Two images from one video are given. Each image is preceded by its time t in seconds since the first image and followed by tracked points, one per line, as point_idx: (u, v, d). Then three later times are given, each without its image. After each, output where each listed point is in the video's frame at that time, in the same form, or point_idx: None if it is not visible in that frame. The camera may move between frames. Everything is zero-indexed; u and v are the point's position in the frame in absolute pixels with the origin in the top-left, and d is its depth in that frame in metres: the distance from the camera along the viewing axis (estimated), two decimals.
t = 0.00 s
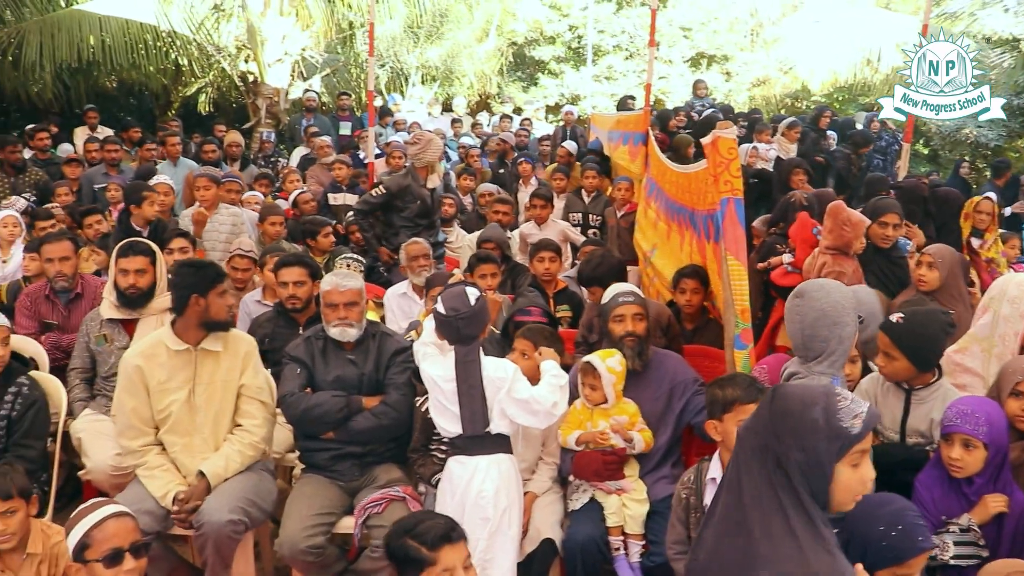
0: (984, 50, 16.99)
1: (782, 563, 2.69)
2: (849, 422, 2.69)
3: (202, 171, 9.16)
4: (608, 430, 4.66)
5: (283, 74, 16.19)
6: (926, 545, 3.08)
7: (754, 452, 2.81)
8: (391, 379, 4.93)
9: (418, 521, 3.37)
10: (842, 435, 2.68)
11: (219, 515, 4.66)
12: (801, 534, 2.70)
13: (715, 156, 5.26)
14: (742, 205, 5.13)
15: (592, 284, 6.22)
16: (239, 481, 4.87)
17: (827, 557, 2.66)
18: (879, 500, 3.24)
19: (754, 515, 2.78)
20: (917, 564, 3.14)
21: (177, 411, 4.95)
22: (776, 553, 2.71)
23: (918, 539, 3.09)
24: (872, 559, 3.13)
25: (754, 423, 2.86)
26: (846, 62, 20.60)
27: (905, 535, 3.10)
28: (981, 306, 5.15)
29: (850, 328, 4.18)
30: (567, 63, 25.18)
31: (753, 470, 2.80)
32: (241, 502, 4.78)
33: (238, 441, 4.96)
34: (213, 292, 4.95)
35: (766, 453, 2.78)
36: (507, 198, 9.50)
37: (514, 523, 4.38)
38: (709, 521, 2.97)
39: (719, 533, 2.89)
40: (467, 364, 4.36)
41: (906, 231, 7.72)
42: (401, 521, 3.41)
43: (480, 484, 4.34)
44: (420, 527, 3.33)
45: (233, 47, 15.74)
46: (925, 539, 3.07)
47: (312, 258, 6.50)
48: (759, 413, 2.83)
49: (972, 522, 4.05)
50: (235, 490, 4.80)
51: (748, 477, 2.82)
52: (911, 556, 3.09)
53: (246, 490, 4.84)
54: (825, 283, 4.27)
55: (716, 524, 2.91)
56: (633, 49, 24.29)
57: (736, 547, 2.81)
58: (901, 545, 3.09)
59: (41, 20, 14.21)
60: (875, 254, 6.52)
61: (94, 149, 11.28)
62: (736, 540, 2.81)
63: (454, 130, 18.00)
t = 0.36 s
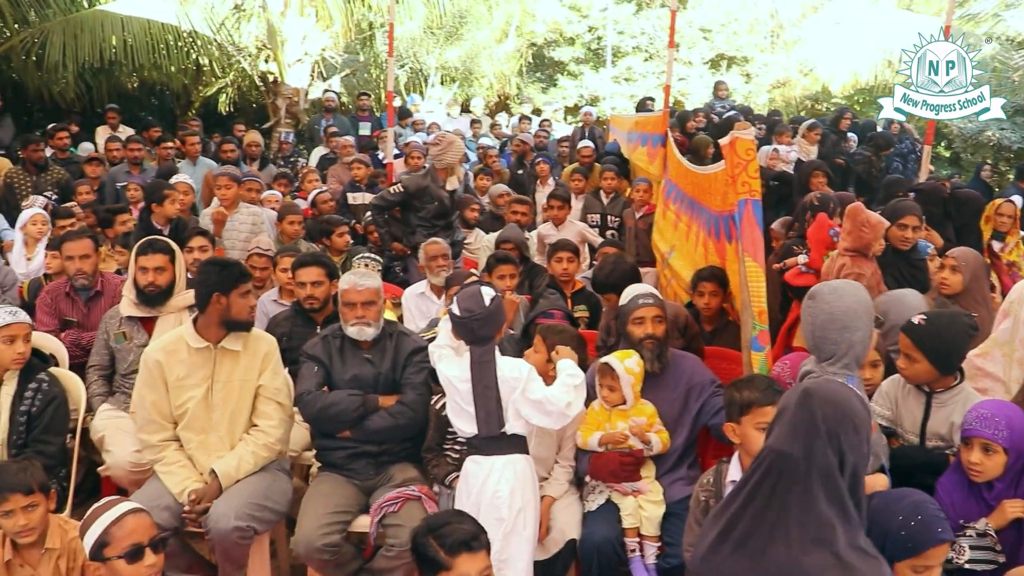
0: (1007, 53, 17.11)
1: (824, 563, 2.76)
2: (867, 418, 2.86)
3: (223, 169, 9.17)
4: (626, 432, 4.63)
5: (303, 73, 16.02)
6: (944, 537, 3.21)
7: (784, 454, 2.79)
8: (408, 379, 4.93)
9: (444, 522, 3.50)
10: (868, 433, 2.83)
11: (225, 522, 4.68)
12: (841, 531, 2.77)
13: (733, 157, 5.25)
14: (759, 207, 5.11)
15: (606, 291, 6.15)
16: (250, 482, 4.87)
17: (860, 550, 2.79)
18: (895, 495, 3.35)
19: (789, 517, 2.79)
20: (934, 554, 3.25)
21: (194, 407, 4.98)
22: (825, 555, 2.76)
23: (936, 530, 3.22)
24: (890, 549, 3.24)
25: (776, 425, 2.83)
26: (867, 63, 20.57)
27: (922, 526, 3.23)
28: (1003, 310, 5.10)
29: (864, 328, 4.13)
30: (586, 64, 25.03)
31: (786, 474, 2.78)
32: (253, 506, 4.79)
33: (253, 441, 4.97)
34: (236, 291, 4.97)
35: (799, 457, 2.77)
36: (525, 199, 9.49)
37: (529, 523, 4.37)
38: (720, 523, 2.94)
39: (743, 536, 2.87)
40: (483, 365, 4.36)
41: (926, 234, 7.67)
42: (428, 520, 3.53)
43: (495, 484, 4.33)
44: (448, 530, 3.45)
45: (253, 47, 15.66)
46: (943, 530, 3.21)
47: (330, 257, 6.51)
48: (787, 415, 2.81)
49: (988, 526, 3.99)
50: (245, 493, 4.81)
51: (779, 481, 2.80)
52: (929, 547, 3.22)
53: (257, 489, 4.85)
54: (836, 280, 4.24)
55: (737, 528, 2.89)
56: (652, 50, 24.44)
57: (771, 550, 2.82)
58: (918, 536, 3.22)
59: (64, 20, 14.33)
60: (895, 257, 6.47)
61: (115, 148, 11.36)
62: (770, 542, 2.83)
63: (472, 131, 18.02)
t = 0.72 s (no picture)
0: None
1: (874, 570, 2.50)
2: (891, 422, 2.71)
3: (245, 171, 9.17)
4: (650, 433, 4.62)
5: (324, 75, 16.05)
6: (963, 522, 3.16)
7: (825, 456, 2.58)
8: (429, 379, 4.93)
9: (467, 523, 3.51)
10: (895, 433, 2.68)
11: (243, 524, 4.68)
12: (889, 532, 2.54)
13: (756, 156, 5.21)
14: (782, 206, 5.05)
15: (627, 293, 6.07)
16: (269, 483, 4.88)
17: (903, 559, 2.55)
18: (912, 489, 3.35)
19: (834, 523, 2.53)
20: (959, 543, 3.20)
21: (214, 406, 5.00)
22: (875, 557, 2.50)
23: (957, 516, 3.19)
24: (913, 538, 3.18)
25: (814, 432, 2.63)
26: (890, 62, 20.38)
27: (941, 514, 3.19)
28: None
29: (861, 325, 4.14)
30: (606, 65, 25.00)
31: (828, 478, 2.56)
32: (272, 507, 4.80)
33: (273, 441, 4.98)
34: (255, 291, 4.98)
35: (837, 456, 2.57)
36: (545, 199, 9.48)
37: (551, 523, 4.36)
38: (748, 538, 2.63)
39: (781, 546, 2.57)
40: (503, 364, 4.34)
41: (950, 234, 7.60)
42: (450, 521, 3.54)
43: (515, 483, 4.32)
44: (472, 530, 3.47)
45: (275, 49, 15.68)
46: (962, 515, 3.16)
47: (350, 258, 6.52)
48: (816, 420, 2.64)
49: (1002, 525, 3.94)
50: (264, 492, 4.82)
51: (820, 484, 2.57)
52: (950, 534, 3.17)
53: (276, 490, 4.86)
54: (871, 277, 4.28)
55: (773, 538, 2.59)
56: (673, 50, 24.10)
57: (817, 560, 2.53)
58: (938, 525, 3.18)
59: (88, 24, 14.46)
60: (918, 256, 6.41)
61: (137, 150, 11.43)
62: (813, 549, 2.54)
63: (493, 132, 18.02)
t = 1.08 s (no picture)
0: None
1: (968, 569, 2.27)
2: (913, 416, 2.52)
3: (264, 171, 9.10)
4: (672, 435, 4.59)
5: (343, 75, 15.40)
6: (987, 520, 3.50)
7: (880, 457, 2.37)
8: (450, 380, 4.91)
9: (491, 522, 3.50)
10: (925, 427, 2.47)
11: (263, 525, 4.67)
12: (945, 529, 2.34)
13: (782, 157, 5.18)
14: (809, 207, 5.04)
15: (647, 297, 5.99)
16: (290, 483, 4.88)
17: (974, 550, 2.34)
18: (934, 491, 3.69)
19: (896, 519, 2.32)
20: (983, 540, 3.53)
21: (234, 405, 5.01)
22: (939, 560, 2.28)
23: (979, 515, 3.53)
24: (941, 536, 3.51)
25: (847, 433, 2.43)
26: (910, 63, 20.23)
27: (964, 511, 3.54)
28: None
29: (891, 326, 4.11)
30: (625, 65, 24.97)
31: (891, 479, 2.35)
32: (292, 509, 4.78)
33: (294, 440, 4.98)
34: (273, 289, 4.98)
35: (880, 447, 2.37)
36: (564, 199, 9.44)
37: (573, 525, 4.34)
38: (818, 555, 2.36)
39: (860, 560, 2.31)
40: (524, 364, 4.31)
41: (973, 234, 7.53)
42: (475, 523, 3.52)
43: (536, 482, 4.30)
44: (497, 530, 3.46)
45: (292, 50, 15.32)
46: (986, 513, 3.51)
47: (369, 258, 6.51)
48: (844, 418, 2.45)
49: None
50: (286, 493, 4.82)
51: (882, 490, 2.35)
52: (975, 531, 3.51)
53: (296, 491, 4.85)
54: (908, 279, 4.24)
55: (849, 555, 2.32)
56: (691, 51, 24.22)
57: None
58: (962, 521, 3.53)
59: (108, 25, 14.56)
60: (941, 258, 6.35)
61: (158, 151, 11.46)
62: (904, 559, 2.29)
63: (511, 132, 18.00)
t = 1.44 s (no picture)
0: None
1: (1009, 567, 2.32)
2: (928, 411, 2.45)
3: (278, 174, 9.08)
4: (691, 438, 4.55)
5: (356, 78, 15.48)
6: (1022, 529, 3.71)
7: (946, 471, 2.28)
8: (467, 384, 4.88)
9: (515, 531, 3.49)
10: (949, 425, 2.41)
11: (280, 530, 4.67)
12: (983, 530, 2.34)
13: (803, 157, 5.13)
14: (832, 207, 5.00)
15: (662, 300, 5.84)
16: (306, 487, 4.87)
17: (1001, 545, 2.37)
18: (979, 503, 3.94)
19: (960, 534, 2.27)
20: None
21: (249, 407, 4.99)
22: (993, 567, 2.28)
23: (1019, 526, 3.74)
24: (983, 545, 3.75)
25: (907, 447, 2.29)
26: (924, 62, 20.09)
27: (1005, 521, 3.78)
28: None
29: (918, 324, 4.19)
30: (638, 66, 24.95)
31: (953, 493, 2.28)
32: (309, 513, 4.77)
33: (310, 443, 4.96)
34: (288, 289, 4.99)
35: (943, 461, 2.28)
36: (578, 200, 9.41)
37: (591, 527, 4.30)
38: None
39: None
40: (543, 365, 4.30)
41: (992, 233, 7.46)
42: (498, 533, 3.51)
43: (553, 484, 4.27)
44: (522, 536, 3.48)
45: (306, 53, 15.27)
46: None
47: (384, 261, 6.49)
48: (895, 433, 2.31)
49: None
50: (303, 497, 4.81)
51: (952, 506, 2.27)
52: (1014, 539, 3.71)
53: (312, 496, 4.83)
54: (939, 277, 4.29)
55: None
56: (704, 51, 24.26)
57: None
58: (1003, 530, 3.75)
59: (122, 30, 14.63)
60: (960, 258, 6.29)
61: (172, 156, 11.48)
62: None
63: (524, 134, 17.98)
